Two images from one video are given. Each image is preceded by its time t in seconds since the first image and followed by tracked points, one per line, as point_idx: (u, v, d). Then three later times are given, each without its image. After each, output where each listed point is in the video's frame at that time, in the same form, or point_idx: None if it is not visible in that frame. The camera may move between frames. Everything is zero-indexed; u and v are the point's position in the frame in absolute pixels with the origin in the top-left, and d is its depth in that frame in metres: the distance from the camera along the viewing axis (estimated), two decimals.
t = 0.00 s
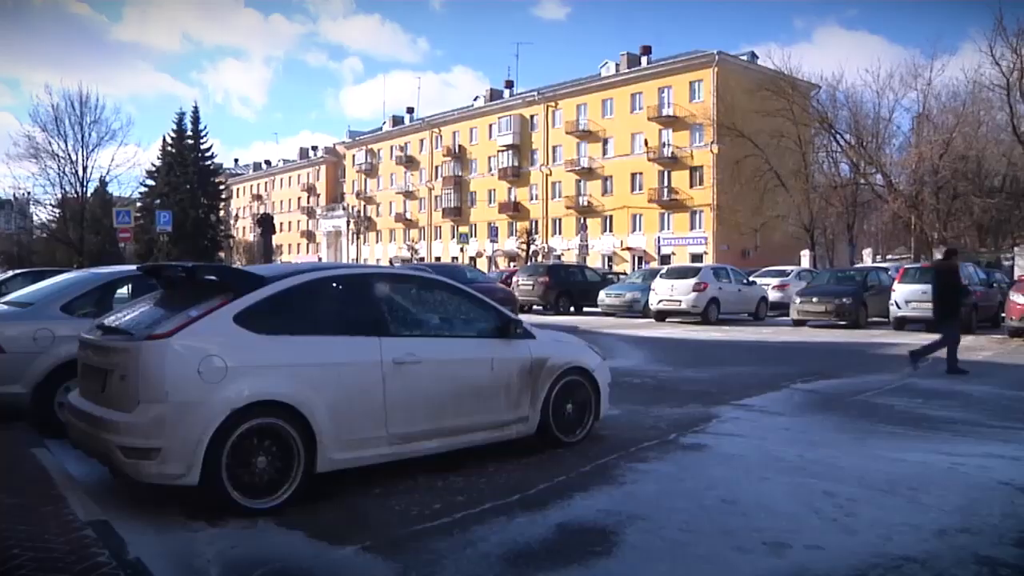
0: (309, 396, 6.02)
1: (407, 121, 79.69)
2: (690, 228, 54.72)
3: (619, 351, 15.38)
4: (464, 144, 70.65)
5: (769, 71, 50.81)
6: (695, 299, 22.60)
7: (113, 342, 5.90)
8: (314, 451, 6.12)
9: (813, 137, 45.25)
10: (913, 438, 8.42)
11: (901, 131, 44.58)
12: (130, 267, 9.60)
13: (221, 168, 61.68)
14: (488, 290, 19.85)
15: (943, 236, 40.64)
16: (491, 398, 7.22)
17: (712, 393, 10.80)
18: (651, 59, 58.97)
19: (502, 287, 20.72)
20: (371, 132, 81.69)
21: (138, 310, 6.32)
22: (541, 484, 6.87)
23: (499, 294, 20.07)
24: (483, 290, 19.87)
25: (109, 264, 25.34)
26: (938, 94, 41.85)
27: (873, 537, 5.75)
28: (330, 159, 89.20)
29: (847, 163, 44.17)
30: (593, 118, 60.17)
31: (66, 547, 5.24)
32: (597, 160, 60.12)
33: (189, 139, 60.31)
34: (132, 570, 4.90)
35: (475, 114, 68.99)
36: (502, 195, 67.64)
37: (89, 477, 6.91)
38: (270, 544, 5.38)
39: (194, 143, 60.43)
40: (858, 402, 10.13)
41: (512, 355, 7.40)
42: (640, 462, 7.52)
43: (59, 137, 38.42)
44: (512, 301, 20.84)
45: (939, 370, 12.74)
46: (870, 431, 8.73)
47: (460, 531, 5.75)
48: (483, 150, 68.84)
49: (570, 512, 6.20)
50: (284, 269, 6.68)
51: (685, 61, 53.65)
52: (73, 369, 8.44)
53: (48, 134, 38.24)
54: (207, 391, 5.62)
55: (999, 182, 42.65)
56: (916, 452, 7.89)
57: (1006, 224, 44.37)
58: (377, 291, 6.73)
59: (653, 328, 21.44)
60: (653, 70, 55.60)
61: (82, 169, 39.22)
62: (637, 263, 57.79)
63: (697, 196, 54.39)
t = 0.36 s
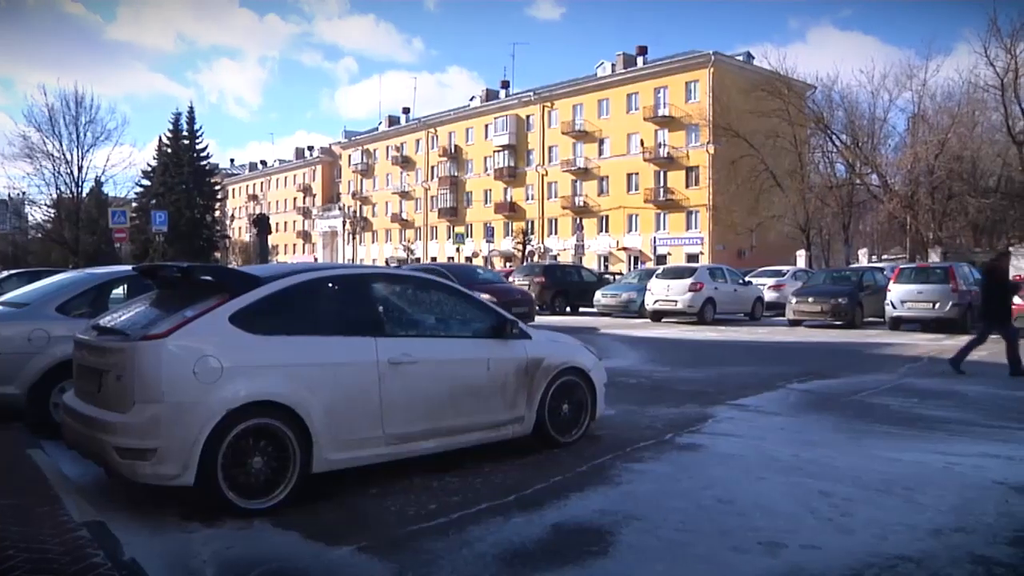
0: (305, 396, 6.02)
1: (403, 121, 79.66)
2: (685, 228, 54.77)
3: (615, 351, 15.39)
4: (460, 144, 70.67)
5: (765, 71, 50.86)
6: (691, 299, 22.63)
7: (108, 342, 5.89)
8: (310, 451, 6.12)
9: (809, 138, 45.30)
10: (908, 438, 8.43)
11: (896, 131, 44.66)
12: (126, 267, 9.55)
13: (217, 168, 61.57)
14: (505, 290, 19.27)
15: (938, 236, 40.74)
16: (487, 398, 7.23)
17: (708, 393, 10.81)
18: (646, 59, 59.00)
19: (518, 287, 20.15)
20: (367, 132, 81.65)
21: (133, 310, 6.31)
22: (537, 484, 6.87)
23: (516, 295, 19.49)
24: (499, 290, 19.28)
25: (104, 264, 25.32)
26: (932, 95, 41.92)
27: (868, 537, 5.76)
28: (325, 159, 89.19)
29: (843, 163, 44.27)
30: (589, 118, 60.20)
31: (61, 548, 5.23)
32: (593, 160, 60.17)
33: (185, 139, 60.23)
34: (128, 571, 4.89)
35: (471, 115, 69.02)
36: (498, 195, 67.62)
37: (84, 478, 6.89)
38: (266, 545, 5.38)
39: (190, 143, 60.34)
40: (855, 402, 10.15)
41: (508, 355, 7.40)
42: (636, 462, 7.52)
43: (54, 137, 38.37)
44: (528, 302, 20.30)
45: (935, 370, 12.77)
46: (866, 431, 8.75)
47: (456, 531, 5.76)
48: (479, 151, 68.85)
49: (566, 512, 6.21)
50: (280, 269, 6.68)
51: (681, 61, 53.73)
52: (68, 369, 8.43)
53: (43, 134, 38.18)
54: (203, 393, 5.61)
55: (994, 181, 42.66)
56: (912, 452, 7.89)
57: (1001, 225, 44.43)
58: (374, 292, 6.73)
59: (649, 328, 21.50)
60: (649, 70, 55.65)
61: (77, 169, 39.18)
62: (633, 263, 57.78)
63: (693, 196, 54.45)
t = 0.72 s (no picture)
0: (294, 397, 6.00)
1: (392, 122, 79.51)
2: (674, 229, 54.87)
3: (604, 352, 15.39)
4: (449, 145, 70.61)
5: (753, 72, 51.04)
6: (679, 299, 22.68)
7: (95, 343, 5.86)
8: (299, 452, 6.10)
9: (797, 138, 45.48)
10: (896, 438, 8.46)
11: (883, 132, 44.90)
12: (113, 268, 9.50)
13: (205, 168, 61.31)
14: (516, 292, 18.69)
15: (925, 237, 40.94)
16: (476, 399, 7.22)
17: (696, 393, 10.84)
18: (635, 60, 59.12)
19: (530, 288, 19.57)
20: (356, 132, 81.47)
21: (120, 311, 6.28)
22: (525, 485, 6.87)
23: (527, 296, 18.91)
24: (510, 292, 18.72)
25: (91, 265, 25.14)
26: (919, 96, 42.16)
27: (856, 536, 5.79)
28: (313, 160, 88.97)
29: (831, 164, 44.39)
30: (578, 119, 60.25)
31: (46, 551, 5.19)
32: (581, 161, 60.22)
33: (173, 139, 59.95)
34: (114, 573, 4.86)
35: (460, 115, 68.99)
36: (487, 196, 67.59)
37: (70, 481, 6.84)
38: (254, 546, 5.35)
39: (178, 143, 60.06)
40: (843, 402, 10.19)
41: (497, 355, 7.40)
42: (625, 462, 7.54)
43: (39, 137, 38.14)
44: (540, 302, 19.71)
45: (922, 370, 12.81)
46: (853, 431, 8.78)
47: (445, 532, 5.75)
48: (467, 152, 68.83)
49: (555, 512, 6.21)
50: (268, 269, 6.65)
51: (669, 63, 53.87)
52: (55, 371, 8.37)
53: (29, 134, 37.94)
54: (191, 393, 5.59)
55: (978, 183, 42.91)
56: (899, 452, 7.93)
57: (987, 224, 44.69)
58: (362, 292, 6.72)
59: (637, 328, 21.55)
60: (638, 71, 55.78)
61: (63, 169, 38.95)
62: (622, 263, 57.81)
63: (681, 197, 54.56)
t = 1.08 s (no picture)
0: (271, 400, 5.96)
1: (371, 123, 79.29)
2: (653, 231, 55.06)
3: (583, 354, 15.41)
4: (428, 147, 70.53)
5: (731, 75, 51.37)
6: (658, 301, 22.76)
7: (70, 346, 5.80)
8: (277, 455, 6.06)
9: (775, 141, 45.77)
10: (871, 438, 8.55)
11: (859, 135, 45.32)
12: (88, 271, 9.39)
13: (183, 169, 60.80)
14: (518, 294, 18.18)
15: (901, 239, 41.28)
16: (455, 400, 7.20)
17: (674, 394, 10.89)
18: (614, 62, 59.31)
19: (533, 290, 19.04)
20: (335, 134, 81.20)
21: (95, 314, 6.21)
22: (505, 486, 6.87)
23: (530, 298, 18.39)
24: (512, 294, 18.21)
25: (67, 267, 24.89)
26: (894, 99, 42.61)
27: (833, 535, 5.83)
28: (292, 161, 88.59)
29: (808, 167, 44.71)
30: (557, 121, 60.34)
31: (19, 558, 5.12)
32: (561, 163, 60.32)
33: (150, 140, 59.45)
34: None
35: (440, 117, 68.93)
36: (466, 197, 67.53)
37: (45, 485, 6.76)
38: (231, 550, 5.31)
39: (156, 144, 59.58)
40: (820, 402, 10.27)
41: (475, 357, 7.39)
42: (604, 464, 7.55)
43: (13, 138, 37.71)
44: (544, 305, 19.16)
45: (897, 371, 12.94)
46: (830, 431, 8.85)
47: (424, 534, 5.73)
48: (447, 153, 68.76)
49: (534, 513, 6.21)
50: (246, 270, 6.61)
51: (648, 65, 54.08)
52: (28, 374, 8.28)
53: (2, 135, 37.51)
54: (167, 396, 5.54)
55: (954, 185, 43.32)
56: (875, 451, 8.00)
57: (962, 226, 45.17)
58: (340, 293, 6.69)
59: (617, 330, 21.60)
60: (617, 73, 55.93)
61: (38, 170, 38.55)
62: (601, 265, 57.90)
63: (660, 199, 54.72)
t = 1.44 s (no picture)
0: (243, 402, 5.91)
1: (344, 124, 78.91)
2: (626, 232, 55.21)
3: (557, 355, 15.43)
4: (402, 148, 70.33)
5: (704, 77, 51.72)
6: (632, 302, 22.84)
7: (38, 349, 5.70)
8: (249, 459, 6.01)
9: (747, 143, 46.09)
10: (841, 437, 8.64)
11: (830, 137, 45.79)
12: (57, 272, 9.27)
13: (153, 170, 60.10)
14: (516, 295, 18.04)
15: (871, 240, 41.74)
16: (428, 402, 7.18)
17: (647, 395, 10.94)
18: (588, 64, 59.45)
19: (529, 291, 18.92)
20: (308, 135, 80.72)
21: (64, 316, 6.12)
22: (479, 488, 6.86)
23: (528, 300, 18.26)
24: (510, 295, 18.06)
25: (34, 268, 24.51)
26: (864, 103, 43.11)
27: (804, 534, 5.89)
28: (265, 162, 87.95)
29: (779, 168, 45.07)
30: (531, 122, 60.40)
31: None
32: (534, 165, 60.38)
33: (121, 140, 58.72)
34: None
35: (414, 118, 68.74)
36: (440, 199, 67.40)
37: (12, 491, 6.65)
38: (202, 555, 5.25)
39: (126, 144, 58.85)
40: (790, 403, 10.35)
41: (448, 359, 7.37)
42: (578, 465, 7.56)
43: None
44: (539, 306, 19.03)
45: (867, 371, 13.07)
46: (800, 431, 8.93)
47: (398, 536, 5.71)
48: (421, 154, 68.60)
49: (508, 515, 6.20)
50: (217, 272, 6.56)
51: (623, 67, 54.30)
52: None
53: None
54: (137, 399, 5.46)
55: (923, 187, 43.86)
56: (844, 451, 8.08)
57: (930, 229, 45.73)
58: (313, 295, 6.64)
59: (590, 331, 21.65)
60: (591, 75, 56.06)
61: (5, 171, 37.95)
62: (575, 266, 58.03)
63: (634, 200, 54.91)
